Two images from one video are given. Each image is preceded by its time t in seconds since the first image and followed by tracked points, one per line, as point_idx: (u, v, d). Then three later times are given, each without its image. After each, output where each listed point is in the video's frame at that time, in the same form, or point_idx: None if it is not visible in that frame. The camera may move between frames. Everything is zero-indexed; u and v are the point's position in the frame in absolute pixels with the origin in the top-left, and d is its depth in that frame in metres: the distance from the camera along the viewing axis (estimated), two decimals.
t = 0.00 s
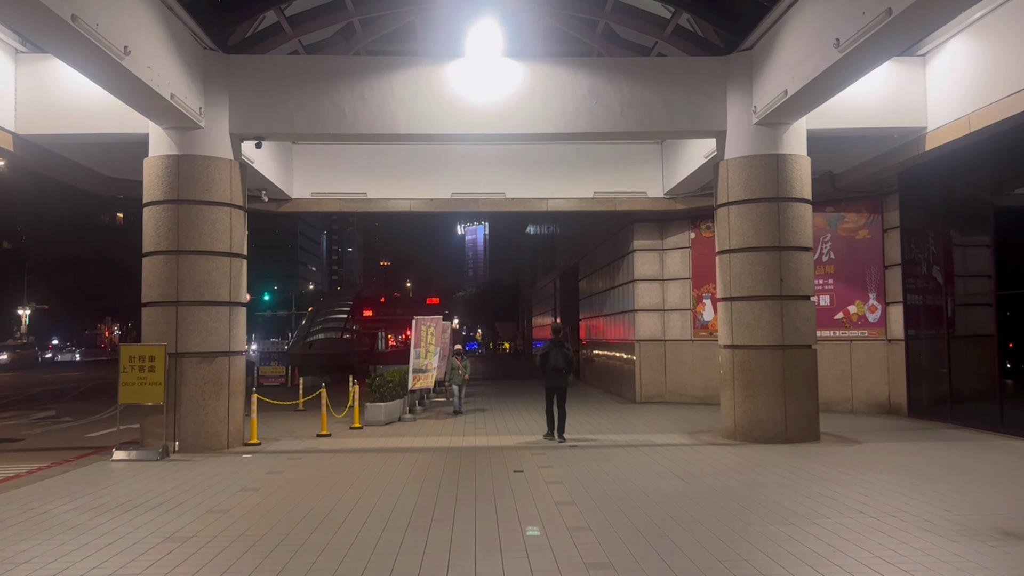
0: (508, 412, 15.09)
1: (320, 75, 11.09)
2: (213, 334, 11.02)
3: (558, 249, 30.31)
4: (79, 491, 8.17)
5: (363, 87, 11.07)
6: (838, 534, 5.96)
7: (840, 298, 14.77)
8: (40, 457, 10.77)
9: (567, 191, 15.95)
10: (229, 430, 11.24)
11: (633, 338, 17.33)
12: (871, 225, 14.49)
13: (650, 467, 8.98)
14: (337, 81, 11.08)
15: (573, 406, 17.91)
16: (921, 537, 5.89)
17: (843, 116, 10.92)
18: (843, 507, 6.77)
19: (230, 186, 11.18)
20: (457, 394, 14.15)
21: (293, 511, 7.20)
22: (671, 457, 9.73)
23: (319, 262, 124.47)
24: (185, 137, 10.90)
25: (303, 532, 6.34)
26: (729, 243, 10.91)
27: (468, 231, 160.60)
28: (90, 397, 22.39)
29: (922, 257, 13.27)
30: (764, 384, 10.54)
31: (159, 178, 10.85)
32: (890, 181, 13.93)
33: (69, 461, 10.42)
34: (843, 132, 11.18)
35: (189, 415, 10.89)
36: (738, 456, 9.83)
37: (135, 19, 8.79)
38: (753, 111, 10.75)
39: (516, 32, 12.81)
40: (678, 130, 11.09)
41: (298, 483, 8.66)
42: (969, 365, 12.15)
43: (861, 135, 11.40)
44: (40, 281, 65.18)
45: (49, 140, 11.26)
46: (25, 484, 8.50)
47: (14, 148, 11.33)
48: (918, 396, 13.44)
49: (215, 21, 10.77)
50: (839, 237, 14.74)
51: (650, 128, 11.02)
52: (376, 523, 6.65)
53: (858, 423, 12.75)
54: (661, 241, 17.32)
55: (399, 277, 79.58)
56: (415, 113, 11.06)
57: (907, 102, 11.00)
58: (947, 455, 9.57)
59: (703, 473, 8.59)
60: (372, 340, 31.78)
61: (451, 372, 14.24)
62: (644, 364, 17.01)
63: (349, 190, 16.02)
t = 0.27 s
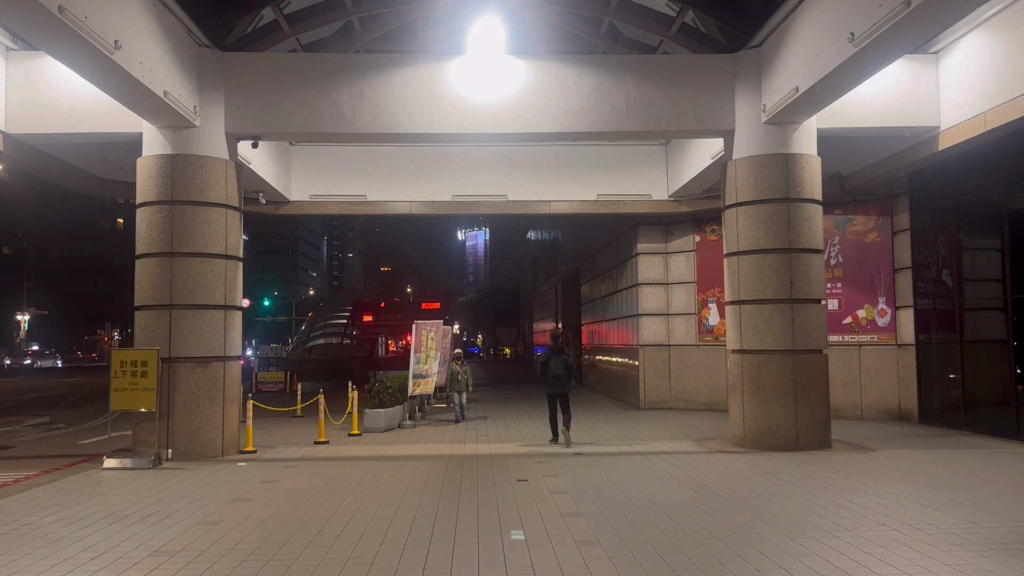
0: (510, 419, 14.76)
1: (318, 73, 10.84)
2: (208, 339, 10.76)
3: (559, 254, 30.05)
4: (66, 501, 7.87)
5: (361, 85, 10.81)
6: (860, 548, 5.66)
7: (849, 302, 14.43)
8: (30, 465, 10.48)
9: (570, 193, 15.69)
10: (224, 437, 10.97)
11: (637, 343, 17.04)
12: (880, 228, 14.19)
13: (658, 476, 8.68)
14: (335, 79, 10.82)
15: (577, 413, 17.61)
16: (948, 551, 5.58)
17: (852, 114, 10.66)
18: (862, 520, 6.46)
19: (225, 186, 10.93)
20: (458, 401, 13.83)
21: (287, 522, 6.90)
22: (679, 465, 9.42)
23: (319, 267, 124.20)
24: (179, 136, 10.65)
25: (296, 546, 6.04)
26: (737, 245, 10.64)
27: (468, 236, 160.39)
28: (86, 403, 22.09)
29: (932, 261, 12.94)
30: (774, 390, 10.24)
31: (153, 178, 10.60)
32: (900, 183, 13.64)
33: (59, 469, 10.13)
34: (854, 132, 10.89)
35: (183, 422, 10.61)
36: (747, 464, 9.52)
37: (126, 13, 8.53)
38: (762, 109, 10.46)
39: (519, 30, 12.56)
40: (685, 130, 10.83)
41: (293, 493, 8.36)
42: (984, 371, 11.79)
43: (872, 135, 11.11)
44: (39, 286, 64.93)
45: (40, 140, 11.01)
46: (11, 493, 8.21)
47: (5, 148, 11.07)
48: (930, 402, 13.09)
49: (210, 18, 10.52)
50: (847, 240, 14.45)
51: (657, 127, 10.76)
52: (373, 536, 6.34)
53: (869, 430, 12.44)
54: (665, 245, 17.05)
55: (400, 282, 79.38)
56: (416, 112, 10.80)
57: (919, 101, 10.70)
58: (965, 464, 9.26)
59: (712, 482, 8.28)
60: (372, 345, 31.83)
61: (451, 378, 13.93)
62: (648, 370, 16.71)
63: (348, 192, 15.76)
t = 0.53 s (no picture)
0: (509, 428, 14.42)
1: (314, 73, 10.58)
2: (200, 345, 10.47)
3: (559, 259, 29.77)
4: (49, 515, 7.57)
5: (358, 85, 10.54)
6: (882, 569, 5.36)
7: (857, 309, 13.95)
8: (15, 476, 10.16)
9: (571, 197, 15.42)
10: (217, 447, 10.66)
11: (639, 350, 16.75)
12: (888, 232, 13.77)
13: (665, 489, 8.38)
14: (331, 79, 10.56)
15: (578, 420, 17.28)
16: (974, 571, 5.29)
17: (862, 115, 10.39)
18: (881, 537, 6.17)
19: (218, 189, 10.67)
20: (457, 410, 13.49)
21: (278, 539, 6.60)
22: (686, 477, 9.12)
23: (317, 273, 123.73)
24: (170, 138, 10.39)
25: (287, 565, 5.73)
26: (745, 249, 10.35)
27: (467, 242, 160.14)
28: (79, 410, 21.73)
29: (942, 266, 12.63)
30: (783, 398, 9.94)
31: (144, 180, 10.33)
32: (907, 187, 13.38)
33: (45, 480, 9.82)
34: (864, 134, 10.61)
35: (173, 431, 10.30)
36: (756, 475, 9.22)
37: (115, 9, 8.27)
38: (771, 110, 10.19)
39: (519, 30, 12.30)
40: (691, 132, 10.56)
41: (286, 507, 8.05)
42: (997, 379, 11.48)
43: (883, 137, 10.82)
44: (35, 291, 64.55)
45: (28, 141, 10.72)
46: None
47: None
48: (939, 411, 12.75)
49: (202, 16, 10.25)
50: (854, 245, 13.94)
51: (661, 128, 10.48)
52: (368, 554, 6.03)
53: (878, 439, 12.14)
54: (668, 249, 16.77)
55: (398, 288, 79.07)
56: (414, 112, 10.52)
57: (930, 101, 10.41)
58: (981, 475, 8.96)
59: (721, 494, 7.99)
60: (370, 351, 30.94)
61: (450, 386, 13.59)
62: (651, 377, 16.42)
63: (345, 195, 15.47)
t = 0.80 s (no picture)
0: (506, 434, 14.14)
1: (306, 70, 10.34)
2: (188, 349, 10.18)
3: (556, 262, 29.52)
4: (27, 525, 7.27)
5: (351, 82, 10.29)
6: None
7: (859, 312, 13.65)
8: None
9: (569, 198, 15.18)
10: (205, 453, 10.37)
11: (638, 354, 16.49)
12: (891, 234, 13.42)
13: (667, 496, 8.11)
14: (323, 76, 10.32)
15: (576, 426, 17.00)
16: None
17: (866, 113, 10.15)
18: (893, 548, 5.91)
19: (207, 187, 10.40)
20: (452, 416, 13.12)
21: (264, 550, 6.31)
22: (688, 484, 8.85)
23: (314, 277, 123.26)
24: (158, 135, 10.12)
25: None
26: (747, 250, 10.10)
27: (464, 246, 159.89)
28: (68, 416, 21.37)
29: (946, 268, 12.36)
30: (787, 403, 9.68)
31: (130, 179, 10.05)
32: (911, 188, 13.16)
33: (26, 488, 9.51)
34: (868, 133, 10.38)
35: (159, 437, 10.00)
36: (760, 482, 8.95)
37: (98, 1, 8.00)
38: (774, 107, 9.95)
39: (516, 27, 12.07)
40: (692, 130, 10.33)
41: (274, 516, 7.76)
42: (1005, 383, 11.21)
43: (888, 136, 10.58)
44: (29, 296, 64.08)
45: (11, 138, 10.43)
46: None
47: None
48: (944, 415, 12.42)
49: (191, 11, 10.00)
50: (856, 247, 13.66)
51: (662, 126, 10.25)
52: (357, 567, 5.74)
53: (882, 445, 11.87)
54: (667, 252, 16.53)
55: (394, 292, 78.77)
56: (409, 110, 10.27)
57: (936, 99, 10.17)
58: (991, 481, 8.70)
59: (724, 502, 7.72)
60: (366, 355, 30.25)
61: (445, 391, 13.27)
62: (650, 381, 16.15)
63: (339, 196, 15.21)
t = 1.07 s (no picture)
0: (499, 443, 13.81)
1: (295, 69, 10.06)
2: (172, 356, 9.85)
3: (552, 268, 29.26)
4: None
5: (341, 81, 10.01)
6: None
7: (860, 318, 13.37)
8: None
9: (565, 202, 14.91)
10: (189, 465, 10.03)
11: (635, 360, 16.20)
12: (893, 239, 13.20)
13: (667, 510, 7.82)
14: (313, 75, 10.04)
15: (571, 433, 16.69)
16: None
17: (870, 115, 9.91)
18: (908, 567, 5.62)
19: (192, 190, 10.09)
20: (443, 426, 12.76)
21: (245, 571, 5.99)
22: (688, 497, 8.55)
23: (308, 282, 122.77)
24: (141, 136, 9.82)
25: None
26: (749, 255, 9.83)
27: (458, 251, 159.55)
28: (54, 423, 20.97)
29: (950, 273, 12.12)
30: (789, 412, 9.40)
31: (112, 181, 9.75)
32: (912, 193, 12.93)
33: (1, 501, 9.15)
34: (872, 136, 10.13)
35: (142, 448, 9.65)
36: (763, 495, 8.66)
37: None
38: (776, 108, 9.70)
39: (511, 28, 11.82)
40: (691, 132, 10.07)
41: (258, 532, 7.43)
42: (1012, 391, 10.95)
43: (892, 139, 10.33)
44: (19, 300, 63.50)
45: None
46: None
47: None
48: (946, 422, 12.12)
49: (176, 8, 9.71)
50: (856, 251, 13.39)
51: (660, 128, 9.99)
52: None
53: (885, 454, 11.60)
54: (664, 257, 16.28)
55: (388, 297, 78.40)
56: (400, 110, 10.00)
57: (941, 101, 9.93)
58: (1002, 493, 8.43)
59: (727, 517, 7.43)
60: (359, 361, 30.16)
61: (436, 400, 12.92)
62: (647, 388, 15.86)
63: (330, 200, 14.91)
